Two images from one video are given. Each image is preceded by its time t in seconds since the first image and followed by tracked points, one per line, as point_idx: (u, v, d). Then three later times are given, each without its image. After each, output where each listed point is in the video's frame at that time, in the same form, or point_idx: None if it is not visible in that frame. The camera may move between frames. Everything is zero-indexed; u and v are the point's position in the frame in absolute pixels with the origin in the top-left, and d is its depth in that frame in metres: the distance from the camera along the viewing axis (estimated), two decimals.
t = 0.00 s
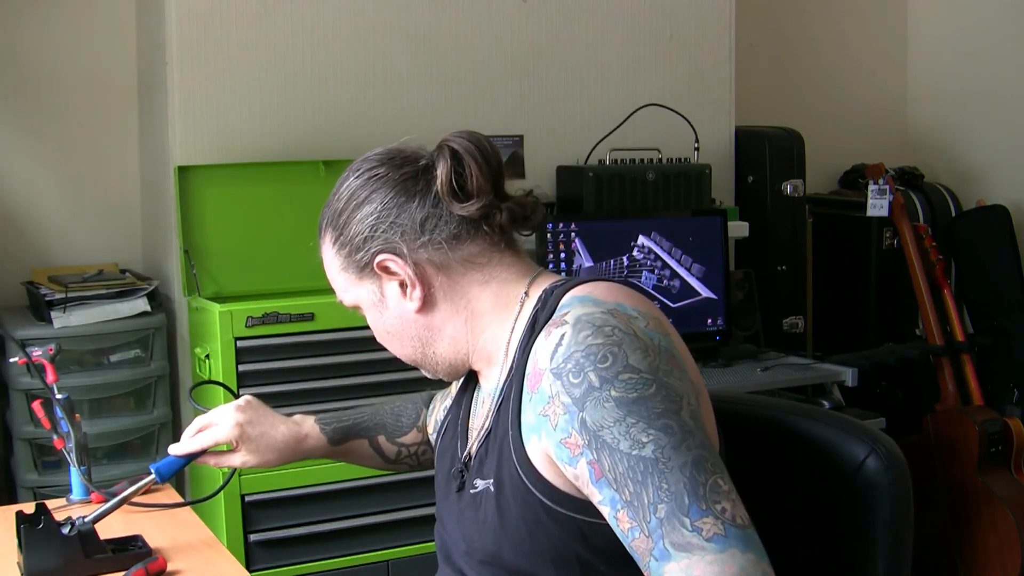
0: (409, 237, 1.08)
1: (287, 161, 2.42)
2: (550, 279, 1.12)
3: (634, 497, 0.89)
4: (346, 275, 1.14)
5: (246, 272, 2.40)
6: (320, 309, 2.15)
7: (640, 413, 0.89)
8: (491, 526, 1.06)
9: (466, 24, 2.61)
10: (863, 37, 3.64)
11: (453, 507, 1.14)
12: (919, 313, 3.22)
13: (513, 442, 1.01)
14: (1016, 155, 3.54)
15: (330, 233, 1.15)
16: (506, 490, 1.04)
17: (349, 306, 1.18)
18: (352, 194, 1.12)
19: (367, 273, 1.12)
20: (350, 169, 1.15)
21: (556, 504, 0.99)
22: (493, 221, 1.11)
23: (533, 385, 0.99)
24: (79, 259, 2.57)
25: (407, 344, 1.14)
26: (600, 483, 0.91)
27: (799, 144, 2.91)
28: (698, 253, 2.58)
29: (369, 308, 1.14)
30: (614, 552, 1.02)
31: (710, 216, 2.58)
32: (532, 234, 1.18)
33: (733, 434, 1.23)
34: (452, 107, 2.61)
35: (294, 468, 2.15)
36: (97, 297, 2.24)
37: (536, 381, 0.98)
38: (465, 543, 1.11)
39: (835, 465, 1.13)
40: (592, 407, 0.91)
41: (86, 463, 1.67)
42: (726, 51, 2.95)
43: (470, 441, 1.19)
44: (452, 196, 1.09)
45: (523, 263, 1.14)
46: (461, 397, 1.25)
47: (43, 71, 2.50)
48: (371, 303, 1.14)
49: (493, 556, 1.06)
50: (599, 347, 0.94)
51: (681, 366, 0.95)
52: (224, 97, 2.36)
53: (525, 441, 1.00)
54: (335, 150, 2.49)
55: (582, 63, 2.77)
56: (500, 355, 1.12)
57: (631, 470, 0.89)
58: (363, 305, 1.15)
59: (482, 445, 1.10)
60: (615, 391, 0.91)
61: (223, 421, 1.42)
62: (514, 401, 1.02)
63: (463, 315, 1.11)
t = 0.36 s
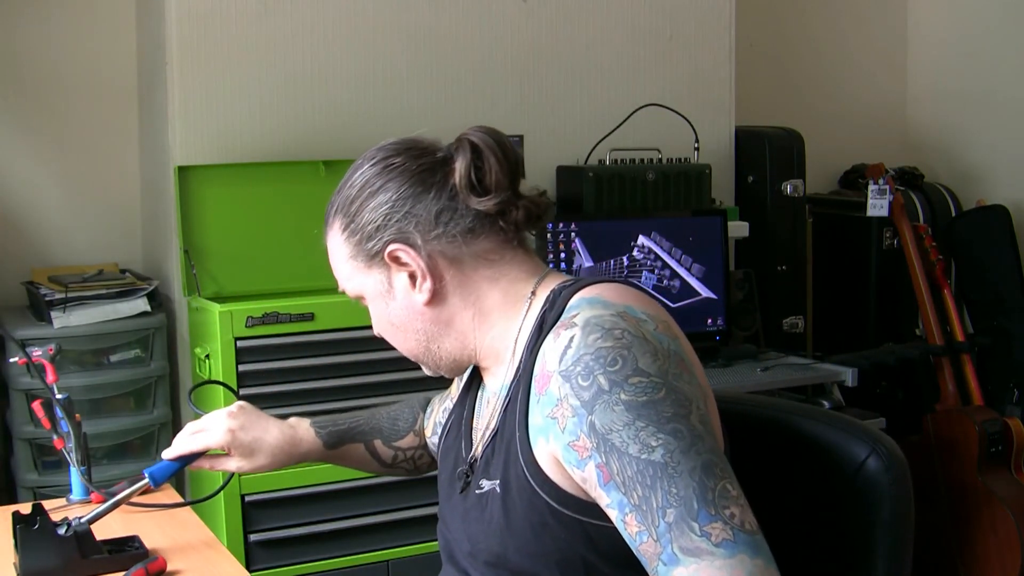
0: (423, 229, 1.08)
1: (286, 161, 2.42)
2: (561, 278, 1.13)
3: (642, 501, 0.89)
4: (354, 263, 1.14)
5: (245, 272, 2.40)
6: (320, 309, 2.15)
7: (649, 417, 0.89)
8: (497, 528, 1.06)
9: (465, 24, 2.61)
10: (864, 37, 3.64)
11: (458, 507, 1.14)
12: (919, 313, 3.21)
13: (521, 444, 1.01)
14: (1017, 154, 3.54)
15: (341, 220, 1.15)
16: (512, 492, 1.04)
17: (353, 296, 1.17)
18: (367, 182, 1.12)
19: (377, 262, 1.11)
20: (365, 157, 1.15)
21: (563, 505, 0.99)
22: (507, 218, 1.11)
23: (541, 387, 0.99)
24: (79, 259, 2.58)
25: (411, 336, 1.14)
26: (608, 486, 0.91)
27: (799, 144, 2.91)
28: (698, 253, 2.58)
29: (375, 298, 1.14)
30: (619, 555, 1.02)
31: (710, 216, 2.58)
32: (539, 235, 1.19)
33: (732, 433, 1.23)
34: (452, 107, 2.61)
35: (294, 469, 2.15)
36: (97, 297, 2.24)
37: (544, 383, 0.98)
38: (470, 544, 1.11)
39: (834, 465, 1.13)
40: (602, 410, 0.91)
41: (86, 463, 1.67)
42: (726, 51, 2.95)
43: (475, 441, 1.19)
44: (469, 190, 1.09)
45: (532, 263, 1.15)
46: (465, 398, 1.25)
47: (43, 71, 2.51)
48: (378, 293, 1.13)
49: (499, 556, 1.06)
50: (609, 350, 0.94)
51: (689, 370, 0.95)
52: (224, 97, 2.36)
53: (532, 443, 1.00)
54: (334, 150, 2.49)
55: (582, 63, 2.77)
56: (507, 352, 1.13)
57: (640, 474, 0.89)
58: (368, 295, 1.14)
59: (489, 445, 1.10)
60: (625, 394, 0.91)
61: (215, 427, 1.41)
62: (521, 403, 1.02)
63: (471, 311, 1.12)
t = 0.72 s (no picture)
0: (449, 217, 1.09)
1: (287, 161, 2.42)
2: (576, 277, 1.15)
3: (657, 506, 0.89)
4: (369, 246, 1.13)
5: (244, 271, 2.40)
6: (319, 309, 2.15)
7: (665, 422, 0.90)
8: (505, 529, 1.06)
9: (465, 24, 2.61)
10: (864, 37, 3.64)
11: (462, 505, 1.14)
12: (919, 313, 3.22)
13: (532, 445, 1.01)
14: (1017, 154, 3.54)
15: (358, 200, 1.14)
16: (521, 493, 1.04)
17: (360, 279, 1.16)
18: (392, 164, 1.12)
19: (394, 246, 1.11)
20: (388, 139, 1.15)
21: (574, 507, 0.99)
22: (531, 216, 1.13)
23: (555, 389, 0.99)
24: (79, 259, 2.58)
25: (420, 326, 1.14)
26: (622, 490, 0.91)
27: (799, 144, 2.91)
28: (698, 253, 2.58)
29: (386, 284, 1.13)
30: (627, 557, 1.02)
31: (710, 216, 2.58)
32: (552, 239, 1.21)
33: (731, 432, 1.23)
34: (450, 107, 2.61)
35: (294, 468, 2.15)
36: (97, 297, 2.24)
37: (558, 385, 0.98)
38: (476, 544, 1.11)
39: (834, 463, 1.13)
40: (618, 414, 0.92)
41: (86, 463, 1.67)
42: (725, 51, 2.95)
43: (480, 439, 1.19)
44: (499, 183, 1.10)
45: (546, 262, 1.16)
46: (471, 395, 1.25)
47: (43, 70, 2.51)
48: (390, 279, 1.12)
49: (505, 557, 1.06)
50: (625, 354, 0.94)
51: (704, 376, 0.95)
52: (223, 97, 2.36)
53: (544, 445, 1.00)
54: (334, 150, 2.50)
55: (582, 63, 2.77)
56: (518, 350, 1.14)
57: (655, 479, 0.89)
58: (378, 279, 1.13)
59: (496, 444, 1.10)
60: (641, 399, 0.91)
61: (215, 439, 1.41)
62: (533, 404, 1.02)
63: (485, 305, 1.13)
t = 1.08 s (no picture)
0: (467, 210, 1.09)
1: (287, 161, 2.42)
2: (585, 277, 1.16)
3: (667, 509, 0.89)
4: (382, 235, 1.13)
5: (244, 271, 2.40)
6: (319, 309, 2.15)
7: (676, 425, 0.90)
8: (510, 530, 1.06)
9: (464, 23, 2.61)
10: (864, 37, 3.64)
11: (466, 504, 1.14)
12: (919, 313, 3.21)
13: (540, 445, 1.01)
14: (1017, 154, 3.54)
15: (374, 188, 1.14)
16: (527, 493, 1.04)
17: (370, 267, 1.15)
18: (411, 153, 1.12)
19: (408, 236, 1.11)
20: (408, 128, 1.15)
21: (581, 508, 0.99)
22: (547, 214, 1.14)
23: (565, 390, 0.99)
24: (79, 259, 2.58)
25: (428, 319, 1.13)
26: (632, 493, 0.92)
27: (799, 144, 2.91)
28: (698, 253, 2.58)
29: (396, 274, 1.13)
30: (632, 558, 1.02)
31: (710, 216, 2.58)
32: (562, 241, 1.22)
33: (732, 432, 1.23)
34: (449, 107, 2.61)
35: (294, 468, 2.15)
36: (97, 297, 2.24)
37: (568, 386, 0.99)
38: (480, 543, 1.11)
39: (835, 462, 1.13)
40: (628, 416, 0.92)
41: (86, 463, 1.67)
42: (725, 51, 2.95)
43: (485, 438, 1.19)
44: (518, 179, 1.11)
45: (557, 261, 1.17)
46: (475, 394, 1.25)
47: (43, 70, 2.51)
48: (401, 269, 1.12)
49: (510, 557, 1.07)
50: (637, 356, 0.94)
51: (714, 379, 0.96)
52: (224, 98, 2.36)
53: (553, 446, 1.00)
54: (334, 150, 2.50)
55: (582, 63, 2.77)
56: (525, 348, 1.15)
57: (666, 482, 0.89)
58: (389, 269, 1.13)
59: (502, 444, 1.10)
60: (652, 402, 0.91)
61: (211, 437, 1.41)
62: (542, 405, 1.02)
63: (496, 302, 1.13)
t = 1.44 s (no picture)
0: (472, 208, 1.10)
1: (288, 161, 2.42)
2: (587, 277, 1.15)
3: (670, 511, 0.89)
4: (386, 231, 1.13)
5: (244, 271, 2.40)
6: (319, 309, 2.15)
7: (679, 427, 0.90)
8: (511, 531, 1.06)
9: (464, 24, 2.61)
10: (864, 37, 3.65)
11: (467, 504, 1.14)
12: (919, 313, 3.21)
13: (542, 446, 1.01)
14: (1016, 154, 3.54)
15: (378, 183, 1.14)
16: (529, 495, 1.04)
17: (371, 263, 1.15)
18: (417, 149, 1.12)
19: (412, 233, 1.11)
20: (413, 124, 1.15)
21: (584, 509, 0.99)
22: (552, 213, 1.14)
23: (567, 392, 0.99)
24: (79, 259, 2.58)
25: (430, 316, 1.13)
26: (635, 495, 0.92)
27: (799, 144, 2.91)
28: (698, 253, 2.58)
29: (398, 270, 1.13)
30: (633, 560, 1.02)
31: (710, 216, 2.59)
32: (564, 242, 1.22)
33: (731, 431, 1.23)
34: (449, 107, 2.61)
35: (294, 468, 2.15)
36: (97, 297, 2.24)
37: (571, 388, 0.99)
38: (481, 545, 1.11)
39: (836, 463, 1.13)
40: (632, 418, 0.92)
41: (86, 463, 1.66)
42: (725, 52, 2.95)
43: (485, 438, 1.19)
44: (524, 178, 1.12)
45: (561, 260, 1.17)
46: (475, 393, 1.26)
47: (43, 71, 2.51)
48: (404, 265, 1.12)
49: (511, 558, 1.06)
50: (639, 358, 0.94)
51: (717, 381, 0.95)
52: (224, 99, 2.36)
53: (555, 448, 1.00)
54: (334, 150, 2.50)
55: (582, 63, 2.77)
56: (526, 348, 1.15)
57: (668, 484, 0.89)
58: (391, 265, 1.13)
59: (503, 444, 1.10)
60: (655, 404, 0.91)
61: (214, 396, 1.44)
62: (544, 407, 1.02)
63: (499, 301, 1.13)
